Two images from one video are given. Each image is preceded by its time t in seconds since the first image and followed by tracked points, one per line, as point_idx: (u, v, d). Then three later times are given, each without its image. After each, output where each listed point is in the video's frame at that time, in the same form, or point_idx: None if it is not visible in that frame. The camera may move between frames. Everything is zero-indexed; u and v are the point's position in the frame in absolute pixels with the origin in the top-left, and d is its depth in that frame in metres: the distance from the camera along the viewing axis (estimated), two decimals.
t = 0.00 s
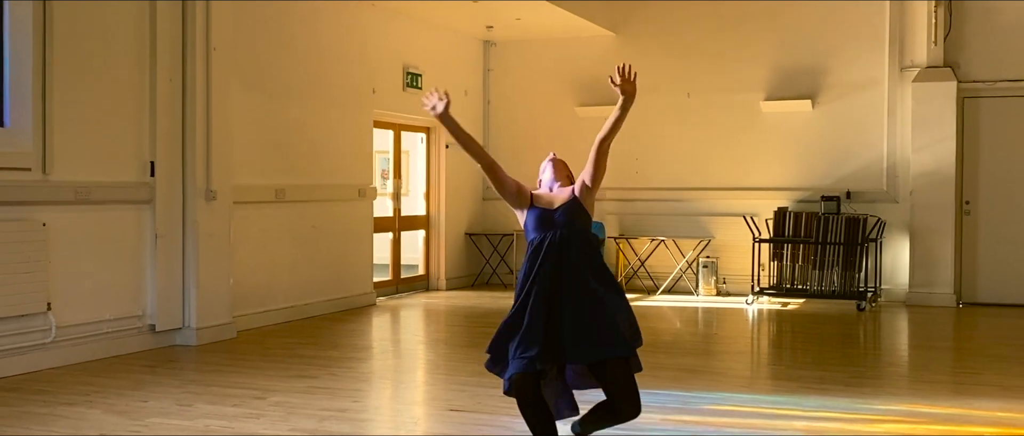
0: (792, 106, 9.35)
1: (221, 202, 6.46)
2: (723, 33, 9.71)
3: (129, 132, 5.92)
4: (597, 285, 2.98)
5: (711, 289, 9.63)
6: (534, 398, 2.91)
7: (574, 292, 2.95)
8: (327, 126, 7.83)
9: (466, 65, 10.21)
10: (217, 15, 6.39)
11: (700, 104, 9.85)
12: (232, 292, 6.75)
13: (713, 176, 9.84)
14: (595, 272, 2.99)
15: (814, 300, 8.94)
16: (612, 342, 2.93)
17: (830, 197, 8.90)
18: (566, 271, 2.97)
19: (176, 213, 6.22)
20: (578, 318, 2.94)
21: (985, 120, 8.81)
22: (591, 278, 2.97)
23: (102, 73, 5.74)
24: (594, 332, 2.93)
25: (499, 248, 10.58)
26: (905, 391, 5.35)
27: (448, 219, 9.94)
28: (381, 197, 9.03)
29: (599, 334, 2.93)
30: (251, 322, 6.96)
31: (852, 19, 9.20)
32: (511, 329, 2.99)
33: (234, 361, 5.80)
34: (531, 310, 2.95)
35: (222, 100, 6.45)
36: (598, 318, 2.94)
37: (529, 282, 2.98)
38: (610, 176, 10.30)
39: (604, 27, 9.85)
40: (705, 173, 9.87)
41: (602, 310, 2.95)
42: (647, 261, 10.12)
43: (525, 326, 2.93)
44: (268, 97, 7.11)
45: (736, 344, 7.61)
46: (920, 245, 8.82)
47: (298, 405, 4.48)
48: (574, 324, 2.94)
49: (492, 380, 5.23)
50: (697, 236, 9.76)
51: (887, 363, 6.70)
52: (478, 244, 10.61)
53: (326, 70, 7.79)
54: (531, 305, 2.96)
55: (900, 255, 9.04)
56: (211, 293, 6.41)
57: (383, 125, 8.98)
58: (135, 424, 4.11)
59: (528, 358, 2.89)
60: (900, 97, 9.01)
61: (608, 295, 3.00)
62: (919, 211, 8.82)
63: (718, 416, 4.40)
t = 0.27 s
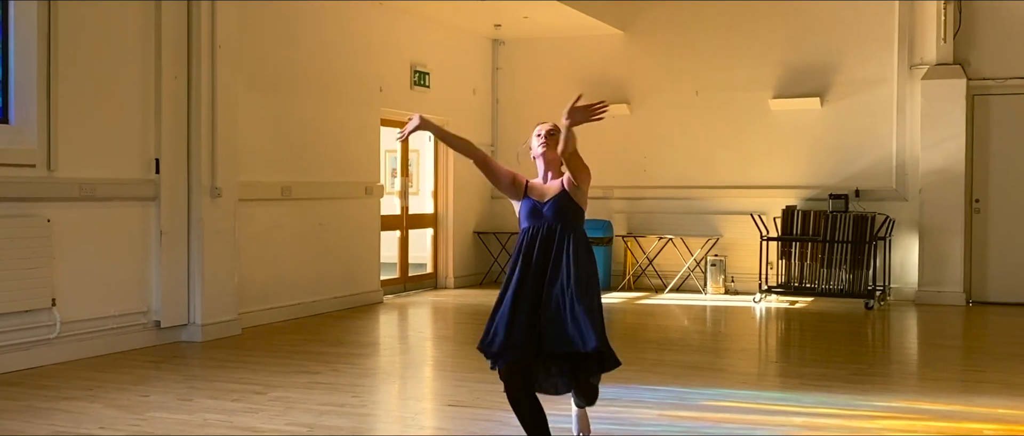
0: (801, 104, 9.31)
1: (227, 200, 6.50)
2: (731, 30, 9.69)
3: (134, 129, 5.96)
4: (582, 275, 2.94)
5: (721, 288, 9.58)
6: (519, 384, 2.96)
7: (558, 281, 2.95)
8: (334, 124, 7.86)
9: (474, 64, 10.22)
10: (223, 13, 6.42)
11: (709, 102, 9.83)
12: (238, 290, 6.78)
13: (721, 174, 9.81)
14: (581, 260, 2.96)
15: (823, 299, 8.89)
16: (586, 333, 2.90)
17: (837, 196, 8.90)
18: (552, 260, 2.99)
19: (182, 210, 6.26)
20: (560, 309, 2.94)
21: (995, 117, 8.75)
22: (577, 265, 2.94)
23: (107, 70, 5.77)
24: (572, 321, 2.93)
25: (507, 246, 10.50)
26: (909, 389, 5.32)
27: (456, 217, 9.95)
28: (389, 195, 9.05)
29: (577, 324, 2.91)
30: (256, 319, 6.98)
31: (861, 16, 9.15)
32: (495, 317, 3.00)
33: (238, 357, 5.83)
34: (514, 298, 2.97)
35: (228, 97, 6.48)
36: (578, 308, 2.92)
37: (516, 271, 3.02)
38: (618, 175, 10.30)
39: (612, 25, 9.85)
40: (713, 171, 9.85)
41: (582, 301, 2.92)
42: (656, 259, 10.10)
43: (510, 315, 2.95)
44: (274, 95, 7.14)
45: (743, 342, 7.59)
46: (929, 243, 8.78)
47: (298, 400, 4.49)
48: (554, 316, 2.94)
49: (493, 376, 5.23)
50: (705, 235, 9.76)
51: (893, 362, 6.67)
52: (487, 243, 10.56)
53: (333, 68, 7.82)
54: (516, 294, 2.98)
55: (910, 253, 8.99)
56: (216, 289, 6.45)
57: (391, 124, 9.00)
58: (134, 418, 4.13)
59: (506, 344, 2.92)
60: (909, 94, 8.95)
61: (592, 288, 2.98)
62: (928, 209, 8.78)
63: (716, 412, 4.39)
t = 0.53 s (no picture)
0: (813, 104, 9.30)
1: (237, 200, 6.56)
2: (742, 30, 9.69)
3: (145, 129, 6.02)
4: (591, 248, 3.22)
5: (731, 288, 9.58)
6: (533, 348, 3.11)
7: (571, 249, 3.17)
8: (344, 124, 7.91)
9: (485, 64, 10.26)
10: (233, 15, 6.48)
11: (720, 102, 9.83)
12: (248, 288, 6.84)
13: (733, 174, 9.81)
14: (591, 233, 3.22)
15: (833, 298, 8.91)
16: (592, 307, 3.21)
17: (847, 196, 8.89)
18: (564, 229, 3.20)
19: (192, 209, 6.32)
20: (573, 280, 3.17)
21: (1008, 117, 8.70)
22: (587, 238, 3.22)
23: (117, 71, 5.84)
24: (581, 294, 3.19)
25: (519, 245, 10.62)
26: (914, 389, 5.31)
27: (467, 217, 9.99)
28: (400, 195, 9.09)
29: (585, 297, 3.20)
30: (267, 318, 7.04)
31: (872, 16, 9.13)
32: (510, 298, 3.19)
33: (247, 355, 5.89)
34: (531, 267, 3.16)
35: (238, 98, 6.55)
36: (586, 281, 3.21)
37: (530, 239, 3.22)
38: (629, 174, 10.32)
39: (623, 25, 9.87)
40: (724, 171, 9.85)
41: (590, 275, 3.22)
42: (667, 259, 10.11)
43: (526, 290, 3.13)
44: (285, 95, 7.19)
45: (752, 342, 7.59)
46: (941, 243, 8.74)
47: (303, 397, 4.54)
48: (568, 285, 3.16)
49: (498, 374, 5.26)
50: (716, 234, 9.76)
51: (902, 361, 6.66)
52: (498, 243, 10.61)
53: (344, 68, 7.88)
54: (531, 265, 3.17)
55: (921, 253, 8.97)
56: (226, 288, 6.51)
57: (403, 124, 9.04)
58: (140, 414, 4.18)
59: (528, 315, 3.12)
60: (920, 94, 8.91)
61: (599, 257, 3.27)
62: (939, 209, 8.75)
63: (717, 410, 4.39)
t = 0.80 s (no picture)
0: (828, 104, 9.28)
1: (251, 200, 6.63)
2: (757, 31, 9.70)
3: (160, 131, 6.10)
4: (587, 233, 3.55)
5: (746, 288, 9.57)
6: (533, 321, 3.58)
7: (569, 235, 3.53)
8: (359, 125, 7.98)
9: (500, 65, 10.31)
10: (248, 17, 6.56)
11: (735, 103, 9.83)
12: (263, 288, 6.91)
13: (747, 175, 9.81)
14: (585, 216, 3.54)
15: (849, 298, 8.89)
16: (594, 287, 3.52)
17: (863, 196, 8.86)
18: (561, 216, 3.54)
19: (208, 209, 6.39)
20: (566, 260, 3.51)
21: None
22: (586, 224, 3.55)
23: (134, 74, 5.92)
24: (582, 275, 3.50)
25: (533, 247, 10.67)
26: (924, 389, 5.31)
27: (482, 218, 10.03)
28: (415, 196, 9.14)
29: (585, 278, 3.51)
30: (281, 317, 7.10)
31: (888, 16, 9.11)
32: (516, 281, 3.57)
33: (261, 354, 5.95)
34: (530, 251, 3.53)
35: (253, 100, 6.62)
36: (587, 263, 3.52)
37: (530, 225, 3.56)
38: (644, 175, 10.33)
39: (638, 26, 9.89)
40: (739, 172, 9.85)
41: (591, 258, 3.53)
42: (681, 260, 10.12)
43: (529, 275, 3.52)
44: (300, 97, 7.26)
45: (766, 342, 7.58)
46: (957, 244, 8.71)
47: (313, 395, 4.59)
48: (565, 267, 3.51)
49: (508, 374, 5.30)
50: (730, 235, 9.75)
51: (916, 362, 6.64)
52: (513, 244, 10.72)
53: (359, 70, 7.94)
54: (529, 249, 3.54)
55: (937, 254, 8.92)
56: (241, 288, 6.58)
57: (418, 125, 9.09)
58: (152, 411, 4.24)
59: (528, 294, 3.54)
60: (936, 95, 8.89)
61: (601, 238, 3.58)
62: (954, 210, 8.72)
63: (724, 409, 4.41)
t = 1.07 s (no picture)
0: (848, 105, 9.24)
1: (270, 201, 6.69)
2: (776, 32, 9.68)
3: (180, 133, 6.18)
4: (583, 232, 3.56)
5: (764, 289, 9.57)
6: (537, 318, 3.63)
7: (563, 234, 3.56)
8: (378, 127, 8.03)
9: (519, 66, 10.36)
10: (266, 19, 6.63)
11: (753, 103, 9.82)
12: (282, 288, 6.97)
13: (766, 176, 9.80)
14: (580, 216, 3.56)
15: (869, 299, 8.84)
16: (594, 286, 3.52)
17: (881, 197, 8.83)
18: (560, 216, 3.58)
19: (227, 210, 6.46)
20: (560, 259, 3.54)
21: None
22: (586, 223, 3.57)
23: (154, 76, 5.99)
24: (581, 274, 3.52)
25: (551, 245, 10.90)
26: (940, 390, 5.29)
27: (501, 218, 10.07)
28: (433, 196, 9.19)
29: (585, 277, 3.52)
30: (300, 317, 7.17)
31: (907, 16, 9.06)
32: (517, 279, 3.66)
33: (278, 353, 6.00)
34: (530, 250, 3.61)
35: (272, 102, 6.69)
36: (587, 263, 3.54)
37: (531, 225, 3.63)
38: (663, 176, 10.33)
39: (656, 27, 9.90)
40: (758, 173, 9.84)
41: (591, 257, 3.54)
42: (700, 261, 10.10)
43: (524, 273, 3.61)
44: (319, 99, 7.33)
45: (784, 344, 7.56)
46: (978, 245, 8.66)
47: (327, 394, 4.64)
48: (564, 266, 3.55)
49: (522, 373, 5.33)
50: (749, 236, 9.73)
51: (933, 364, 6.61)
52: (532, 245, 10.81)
53: (377, 72, 8.00)
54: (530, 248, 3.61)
55: (958, 255, 8.86)
56: (260, 288, 6.64)
57: (436, 126, 9.14)
58: (169, 409, 4.31)
59: (529, 293, 3.59)
60: (957, 95, 8.83)
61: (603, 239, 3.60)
62: (975, 210, 8.68)
63: (736, 409, 4.42)
